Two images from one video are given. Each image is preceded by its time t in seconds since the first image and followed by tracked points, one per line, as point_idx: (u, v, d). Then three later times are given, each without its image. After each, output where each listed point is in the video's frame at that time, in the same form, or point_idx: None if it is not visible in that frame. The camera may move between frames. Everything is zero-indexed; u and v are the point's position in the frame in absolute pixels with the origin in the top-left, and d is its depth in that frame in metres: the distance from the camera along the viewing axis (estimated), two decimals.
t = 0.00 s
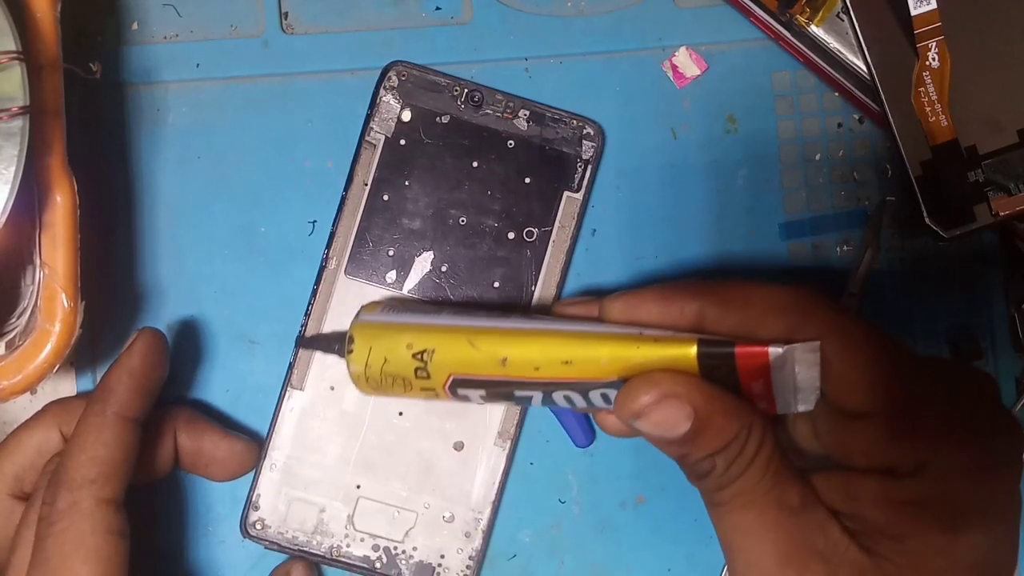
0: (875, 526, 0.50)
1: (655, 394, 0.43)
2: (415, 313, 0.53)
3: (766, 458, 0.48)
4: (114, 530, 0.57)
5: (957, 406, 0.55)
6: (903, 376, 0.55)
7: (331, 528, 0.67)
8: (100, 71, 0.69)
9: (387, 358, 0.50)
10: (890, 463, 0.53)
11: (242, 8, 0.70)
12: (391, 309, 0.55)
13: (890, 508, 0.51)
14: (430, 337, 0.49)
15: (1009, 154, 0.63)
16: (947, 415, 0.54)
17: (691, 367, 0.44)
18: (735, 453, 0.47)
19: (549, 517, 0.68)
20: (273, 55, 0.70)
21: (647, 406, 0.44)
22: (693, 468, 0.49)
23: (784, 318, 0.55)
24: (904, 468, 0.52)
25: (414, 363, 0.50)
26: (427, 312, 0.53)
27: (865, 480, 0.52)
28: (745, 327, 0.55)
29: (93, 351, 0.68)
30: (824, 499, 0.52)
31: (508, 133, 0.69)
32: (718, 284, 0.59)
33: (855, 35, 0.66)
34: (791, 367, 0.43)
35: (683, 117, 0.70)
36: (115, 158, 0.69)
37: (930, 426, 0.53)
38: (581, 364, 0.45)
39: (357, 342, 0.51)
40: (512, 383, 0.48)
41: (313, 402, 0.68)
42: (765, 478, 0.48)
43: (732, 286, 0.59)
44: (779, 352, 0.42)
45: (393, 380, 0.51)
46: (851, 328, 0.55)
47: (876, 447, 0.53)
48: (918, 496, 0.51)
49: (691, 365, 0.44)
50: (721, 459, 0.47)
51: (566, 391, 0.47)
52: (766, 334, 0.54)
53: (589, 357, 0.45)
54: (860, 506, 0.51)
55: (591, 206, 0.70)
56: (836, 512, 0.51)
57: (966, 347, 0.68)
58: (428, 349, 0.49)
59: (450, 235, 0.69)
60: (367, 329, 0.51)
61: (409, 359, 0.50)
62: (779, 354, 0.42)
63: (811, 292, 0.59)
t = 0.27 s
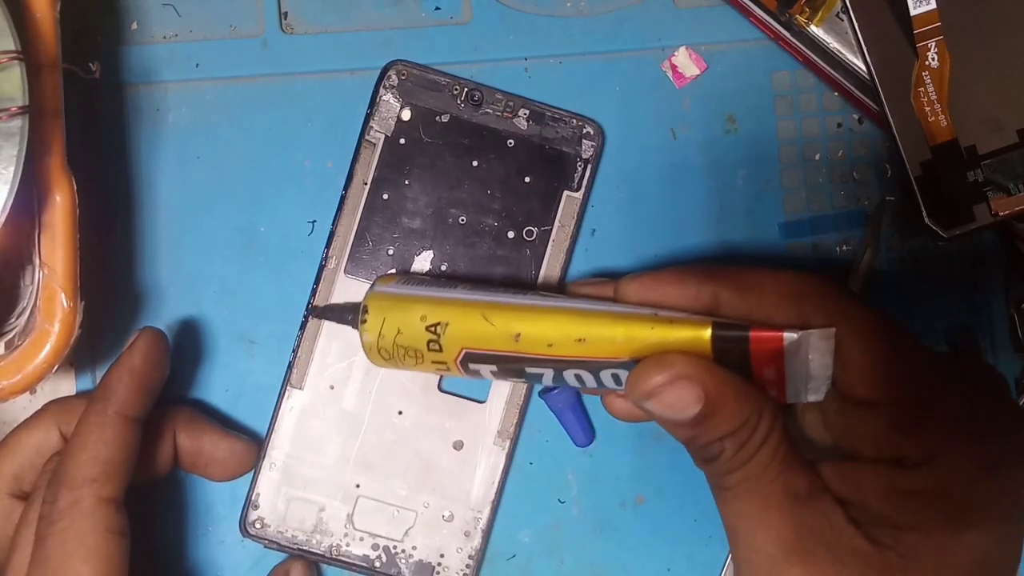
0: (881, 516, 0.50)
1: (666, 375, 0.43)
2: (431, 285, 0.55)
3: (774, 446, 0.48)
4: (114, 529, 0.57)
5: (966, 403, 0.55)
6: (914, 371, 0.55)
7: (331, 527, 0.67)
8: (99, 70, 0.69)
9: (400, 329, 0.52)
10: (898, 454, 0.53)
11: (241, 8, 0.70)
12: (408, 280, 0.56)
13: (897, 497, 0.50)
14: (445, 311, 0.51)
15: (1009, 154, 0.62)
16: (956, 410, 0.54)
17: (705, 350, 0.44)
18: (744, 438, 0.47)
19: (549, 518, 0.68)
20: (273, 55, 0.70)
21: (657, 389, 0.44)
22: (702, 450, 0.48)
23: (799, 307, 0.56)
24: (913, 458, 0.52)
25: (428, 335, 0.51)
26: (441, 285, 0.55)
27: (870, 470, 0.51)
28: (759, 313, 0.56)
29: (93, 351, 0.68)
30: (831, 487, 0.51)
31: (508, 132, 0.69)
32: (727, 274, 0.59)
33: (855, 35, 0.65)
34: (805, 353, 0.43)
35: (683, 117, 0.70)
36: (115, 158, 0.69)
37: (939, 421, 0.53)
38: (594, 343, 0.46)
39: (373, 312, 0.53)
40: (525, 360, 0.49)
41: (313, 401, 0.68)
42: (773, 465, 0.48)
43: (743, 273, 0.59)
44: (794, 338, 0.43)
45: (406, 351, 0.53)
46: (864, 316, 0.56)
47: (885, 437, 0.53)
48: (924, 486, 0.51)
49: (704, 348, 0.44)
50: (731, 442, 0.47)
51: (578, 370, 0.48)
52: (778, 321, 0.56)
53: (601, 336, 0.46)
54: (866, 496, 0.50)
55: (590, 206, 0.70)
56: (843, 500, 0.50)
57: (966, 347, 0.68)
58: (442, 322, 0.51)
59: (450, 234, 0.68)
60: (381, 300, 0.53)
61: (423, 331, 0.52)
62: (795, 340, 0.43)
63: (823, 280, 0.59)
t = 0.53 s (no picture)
0: (875, 526, 0.50)
1: (655, 395, 0.43)
2: (416, 313, 0.54)
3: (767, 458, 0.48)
4: (115, 528, 0.57)
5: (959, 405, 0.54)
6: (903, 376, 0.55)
7: (332, 526, 0.67)
8: (99, 71, 0.69)
9: (387, 359, 0.51)
10: (890, 462, 0.52)
11: (242, 8, 0.70)
12: (392, 309, 0.56)
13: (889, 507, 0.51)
14: (430, 338, 0.50)
15: (1009, 154, 0.62)
16: (948, 414, 0.53)
17: (692, 367, 0.44)
18: (733, 454, 0.47)
19: (549, 518, 0.68)
20: (273, 55, 0.70)
21: (646, 407, 0.44)
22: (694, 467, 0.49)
23: (784, 321, 0.55)
24: (905, 465, 0.52)
25: (415, 364, 0.51)
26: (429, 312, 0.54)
27: (864, 480, 0.52)
28: (743, 327, 0.55)
29: (93, 351, 0.68)
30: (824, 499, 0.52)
31: (505, 130, 0.69)
32: (717, 287, 0.59)
33: (855, 35, 0.66)
34: (791, 366, 0.43)
35: (683, 117, 0.70)
36: (115, 158, 0.69)
37: (932, 425, 0.53)
38: (581, 365, 0.46)
39: (358, 344, 0.52)
40: (514, 383, 0.49)
41: (313, 400, 0.67)
42: (765, 477, 0.48)
43: (731, 288, 0.59)
44: (778, 353, 0.42)
45: (394, 380, 0.52)
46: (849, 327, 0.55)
47: (876, 446, 0.53)
48: (917, 494, 0.51)
49: (691, 367, 0.44)
50: (721, 458, 0.47)
51: (566, 391, 0.48)
52: (764, 334, 0.54)
53: (588, 358, 0.45)
54: (859, 505, 0.51)
55: (589, 205, 0.70)
56: (835, 512, 0.51)
57: (966, 347, 0.68)
58: (428, 351, 0.50)
59: (448, 232, 0.69)
60: (367, 330, 0.52)
61: (410, 360, 0.51)
62: (779, 355, 0.42)
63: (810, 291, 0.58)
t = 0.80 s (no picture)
0: (871, 536, 0.51)
1: (645, 415, 0.44)
2: (404, 341, 0.54)
3: (759, 471, 0.50)
4: (114, 527, 0.57)
5: (950, 409, 0.55)
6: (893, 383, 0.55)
7: (333, 526, 0.67)
8: (99, 70, 0.69)
9: (377, 389, 0.52)
10: (882, 473, 0.53)
11: (242, 8, 0.70)
12: (380, 337, 0.56)
13: (883, 519, 0.51)
14: (420, 366, 0.50)
15: (1009, 154, 0.63)
16: (939, 419, 0.54)
17: (680, 386, 0.44)
18: (726, 471, 0.48)
19: (549, 517, 0.68)
20: (273, 55, 0.70)
21: (636, 428, 0.44)
22: (687, 485, 0.50)
23: (770, 334, 0.56)
24: (896, 476, 0.53)
25: (406, 393, 0.51)
26: (416, 339, 0.54)
27: (860, 491, 0.52)
28: (728, 345, 0.56)
29: (93, 351, 0.68)
30: (818, 512, 0.53)
31: (503, 127, 0.69)
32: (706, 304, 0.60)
33: (855, 35, 0.66)
34: (779, 382, 0.43)
35: (682, 117, 0.70)
36: (115, 158, 0.69)
37: (925, 431, 0.53)
38: (570, 388, 0.46)
39: (346, 372, 0.53)
40: (504, 409, 0.49)
41: (313, 400, 0.68)
42: (759, 492, 0.50)
43: (719, 304, 0.59)
44: (765, 369, 0.42)
45: (384, 410, 0.53)
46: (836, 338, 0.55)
47: (868, 457, 0.53)
48: (910, 504, 0.51)
49: (679, 384, 0.44)
50: (715, 475, 0.48)
51: (557, 415, 0.48)
52: (752, 350, 0.55)
53: (577, 381, 0.46)
54: (854, 516, 0.52)
55: (590, 205, 0.70)
56: (830, 524, 0.52)
57: (966, 347, 0.68)
58: (419, 378, 0.50)
59: (446, 231, 0.69)
60: (356, 360, 0.53)
61: (401, 389, 0.51)
62: (766, 370, 0.42)
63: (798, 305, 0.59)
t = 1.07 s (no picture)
0: (871, 539, 0.51)
1: (643, 420, 0.43)
2: (400, 347, 0.53)
3: (757, 478, 0.50)
4: (114, 527, 0.57)
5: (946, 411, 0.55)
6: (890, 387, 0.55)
7: (332, 526, 0.67)
8: (99, 71, 0.69)
9: (375, 394, 0.50)
10: (880, 477, 0.53)
11: (242, 8, 0.70)
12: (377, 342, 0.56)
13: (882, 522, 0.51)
14: (417, 370, 0.49)
15: (1009, 154, 0.63)
16: (936, 421, 0.54)
17: (679, 389, 0.44)
18: (724, 475, 0.49)
19: (549, 518, 0.68)
20: (273, 55, 0.70)
21: (636, 431, 0.44)
22: (686, 488, 0.50)
23: (766, 338, 0.55)
24: (894, 480, 0.53)
25: (403, 398, 0.49)
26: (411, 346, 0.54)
27: (857, 493, 0.53)
28: (726, 349, 0.55)
29: (93, 351, 0.68)
30: (817, 514, 0.53)
31: (502, 128, 0.69)
32: (703, 306, 0.59)
33: (855, 35, 0.66)
34: (777, 386, 0.43)
35: (682, 118, 0.70)
36: (115, 158, 0.69)
37: (922, 433, 0.53)
38: (569, 392, 0.46)
39: (344, 378, 0.51)
40: (501, 413, 0.48)
41: (313, 400, 0.68)
42: (757, 494, 0.50)
43: (716, 307, 0.59)
44: (763, 372, 0.42)
45: (383, 413, 0.51)
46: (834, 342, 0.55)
47: (865, 461, 0.54)
48: (909, 507, 0.51)
49: (678, 387, 0.44)
50: (713, 478, 0.49)
51: (555, 417, 0.48)
52: (751, 353, 0.54)
53: (576, 384, 0.45)
54: (854, 520, 0.52)
55: (590, 205, 0.69)
56: (829, 526, 0.53)
57: (966, 347, 0.68)
58: (415, 383, 0.49)
59: (446, 231, 0.69)
60: (354, 365, 0.51)
61: (398, 393, 0.49)
62: (765, 374, 0.42)
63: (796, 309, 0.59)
